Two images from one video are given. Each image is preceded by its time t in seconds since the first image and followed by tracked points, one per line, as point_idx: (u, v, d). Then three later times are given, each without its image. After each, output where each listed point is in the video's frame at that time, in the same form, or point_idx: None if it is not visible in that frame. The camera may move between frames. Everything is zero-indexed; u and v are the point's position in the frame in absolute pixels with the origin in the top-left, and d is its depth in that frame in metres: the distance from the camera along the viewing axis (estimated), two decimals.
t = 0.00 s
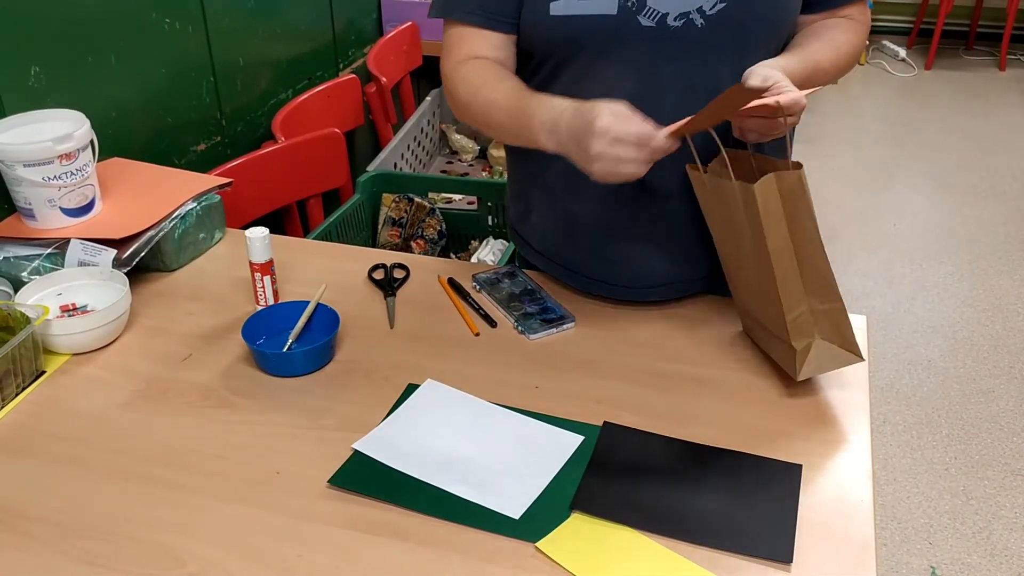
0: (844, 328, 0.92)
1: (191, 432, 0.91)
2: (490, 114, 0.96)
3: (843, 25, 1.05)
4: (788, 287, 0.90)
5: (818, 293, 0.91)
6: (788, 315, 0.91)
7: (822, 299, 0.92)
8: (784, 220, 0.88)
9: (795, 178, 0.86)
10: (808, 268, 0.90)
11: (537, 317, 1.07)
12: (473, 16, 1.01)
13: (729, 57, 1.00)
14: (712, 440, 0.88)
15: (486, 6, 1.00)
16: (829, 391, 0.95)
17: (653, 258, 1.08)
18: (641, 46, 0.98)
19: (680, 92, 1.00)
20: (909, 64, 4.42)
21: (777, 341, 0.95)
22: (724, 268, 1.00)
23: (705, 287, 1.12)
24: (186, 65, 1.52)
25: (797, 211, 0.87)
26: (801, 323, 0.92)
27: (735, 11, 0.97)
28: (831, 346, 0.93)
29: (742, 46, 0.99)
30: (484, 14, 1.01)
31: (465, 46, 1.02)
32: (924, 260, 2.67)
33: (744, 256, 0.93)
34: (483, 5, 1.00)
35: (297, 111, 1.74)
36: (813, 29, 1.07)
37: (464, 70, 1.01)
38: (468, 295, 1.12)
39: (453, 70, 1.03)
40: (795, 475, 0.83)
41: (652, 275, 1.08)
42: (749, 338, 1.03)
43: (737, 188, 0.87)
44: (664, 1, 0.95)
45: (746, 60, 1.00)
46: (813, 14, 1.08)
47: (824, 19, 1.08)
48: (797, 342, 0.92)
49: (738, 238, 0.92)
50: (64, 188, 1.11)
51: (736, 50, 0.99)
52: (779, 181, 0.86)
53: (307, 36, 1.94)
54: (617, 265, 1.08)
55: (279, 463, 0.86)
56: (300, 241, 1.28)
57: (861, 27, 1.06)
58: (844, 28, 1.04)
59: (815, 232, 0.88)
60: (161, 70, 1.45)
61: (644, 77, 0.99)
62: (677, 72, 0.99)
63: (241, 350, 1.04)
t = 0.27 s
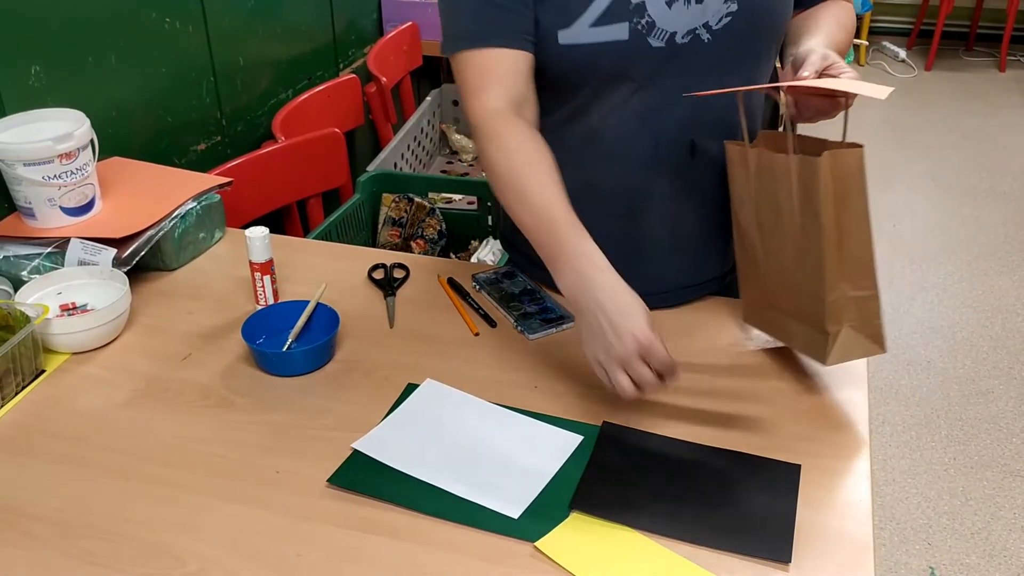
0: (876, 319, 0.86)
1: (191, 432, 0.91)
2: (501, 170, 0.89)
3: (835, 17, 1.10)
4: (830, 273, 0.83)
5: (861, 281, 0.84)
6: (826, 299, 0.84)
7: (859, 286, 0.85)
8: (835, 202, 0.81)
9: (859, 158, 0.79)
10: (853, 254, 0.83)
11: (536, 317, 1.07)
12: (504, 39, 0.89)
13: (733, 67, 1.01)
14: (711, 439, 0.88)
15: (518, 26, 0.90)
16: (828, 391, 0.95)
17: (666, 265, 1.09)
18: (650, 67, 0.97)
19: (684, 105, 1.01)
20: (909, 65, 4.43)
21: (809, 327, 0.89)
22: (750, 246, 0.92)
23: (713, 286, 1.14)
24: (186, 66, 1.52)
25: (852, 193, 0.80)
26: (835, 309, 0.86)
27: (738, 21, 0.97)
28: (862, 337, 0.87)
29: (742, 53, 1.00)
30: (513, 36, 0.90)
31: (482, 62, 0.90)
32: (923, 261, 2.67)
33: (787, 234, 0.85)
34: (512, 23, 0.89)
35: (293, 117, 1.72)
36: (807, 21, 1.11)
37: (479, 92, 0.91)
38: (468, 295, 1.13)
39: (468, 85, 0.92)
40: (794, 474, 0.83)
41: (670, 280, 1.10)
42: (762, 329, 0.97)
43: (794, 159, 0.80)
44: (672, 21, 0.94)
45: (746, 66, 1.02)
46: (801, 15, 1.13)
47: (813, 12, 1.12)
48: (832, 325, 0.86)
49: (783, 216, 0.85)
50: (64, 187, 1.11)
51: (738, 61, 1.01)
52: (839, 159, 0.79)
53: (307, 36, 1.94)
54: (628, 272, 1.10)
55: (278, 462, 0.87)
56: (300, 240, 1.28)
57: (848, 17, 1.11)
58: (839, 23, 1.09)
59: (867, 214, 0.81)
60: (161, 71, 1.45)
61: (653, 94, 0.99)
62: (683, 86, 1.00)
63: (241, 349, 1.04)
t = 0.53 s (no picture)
0: (924, 295, 0.93)
1: (191, 431, 0.91)
2: (543, 216, 0.90)
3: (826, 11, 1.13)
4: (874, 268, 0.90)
5: (898, 266, 0.92)
6: (878, 294, 0.91)
7: (902, 270, 0.92)
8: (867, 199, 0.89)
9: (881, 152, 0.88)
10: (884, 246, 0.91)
11: (536, 317, 1.08)
12: (534, 77, 0.87)
13: (744, 77, 1.02)
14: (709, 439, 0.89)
15: (545, 62, 0.87)
16: (826, 391, 0.95)
17: (678, 269, 1.11)
18: (675, 86, 0.98)
19: (703, 118, 1.02)
20: (908, 66, 4.43)
21: (858, 318, 0.96)
22: (781, 252, 0.99)
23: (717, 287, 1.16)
24: (186, 67, 1.52)
25: (880, 188, 0.89)
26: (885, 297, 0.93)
27: (750, 33, 0.99)
28: (913, 314, 0.94)
29: (752, 64, 1.02)
30: (543, 74, 0.87)
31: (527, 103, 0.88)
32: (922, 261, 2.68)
33: (824, 243, 0.92)
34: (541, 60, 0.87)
35: (291, 122, 1.71)
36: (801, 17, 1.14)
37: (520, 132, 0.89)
38: (468, 295, 1.13)
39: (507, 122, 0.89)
40: (791, 474, 0.84)
41: (683, 284, 1.12)
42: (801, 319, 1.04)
43: (821, 171, 0.87)
44: (690, 41, 0.96)
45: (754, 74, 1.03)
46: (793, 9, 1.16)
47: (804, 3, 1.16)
48: (888, 317, 0.93)
49: (814, 224, 0.92)
50: (65, 188, 1.12)
51: (749, 70, 1.02)
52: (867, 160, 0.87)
53: (308, 36, 1.95)
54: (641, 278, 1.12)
55: (277, 462, 0.87)
56: (301, 241, 1.28)
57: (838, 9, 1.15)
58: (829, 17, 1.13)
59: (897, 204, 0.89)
60: (161, 72, 1.46)
61: (675, 113, 1.01)
62: (700, 100, 1.01)
63: (241, 349, 1.05)
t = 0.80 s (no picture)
0: (923, 317, 0.92)
1: (190, 431, 0.92)
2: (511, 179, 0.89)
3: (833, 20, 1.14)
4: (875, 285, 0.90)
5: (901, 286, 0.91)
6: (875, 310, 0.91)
7: (902, 290, 0.91)
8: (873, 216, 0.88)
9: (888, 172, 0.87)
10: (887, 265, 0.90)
11: (535, 318, 1.08)
12: (509, 77, 0.91)
13: (740, 81, 1.02)
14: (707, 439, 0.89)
15: (518, 63, 0.91)
16: (824, 391, 0.95)
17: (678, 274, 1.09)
18: (665, 87, 0.98)
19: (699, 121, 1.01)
20: (908, 66, 4.43)
21: (856, 335, 0.95)
22: (783, 262, 0.99)
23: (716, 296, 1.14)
24: (186, 68, 1.52)
25: (886, 206, 0.88)
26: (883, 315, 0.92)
27: (747, 37, 0.98)
28: (910, 336, 0.93)
29: (750, 69, 1.01)
30: (507, 74, 0.91)
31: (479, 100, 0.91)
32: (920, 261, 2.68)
33: (828, 255, 0.93)
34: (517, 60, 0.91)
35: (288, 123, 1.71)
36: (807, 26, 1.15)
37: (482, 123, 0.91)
38: (467, 295, 1.13)
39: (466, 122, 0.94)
40: (789, 474, 0.84)
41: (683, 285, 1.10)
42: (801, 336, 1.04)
43: (830, 184, 0.88)
44: (682, 42, 0.95)
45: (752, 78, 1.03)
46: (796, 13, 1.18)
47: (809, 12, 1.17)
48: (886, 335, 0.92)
49: (818, 237, 0.92)
50: (65, 187, 1.12)
51: (747, 73, 1.02)
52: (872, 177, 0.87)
53: (307, 36, 1.95)
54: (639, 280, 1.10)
55: (275, 461, 0.87)
56: (300, 241, 1.29)
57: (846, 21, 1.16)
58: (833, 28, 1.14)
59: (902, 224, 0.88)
60: (161, 72, 1.46)
61: (667, 113, 1.00)
62: (695, 105, 1.00)
63: (240, 349, 1.05)
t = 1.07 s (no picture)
0: (912, 321, 0.92)
1: (190, 430, 0.92)
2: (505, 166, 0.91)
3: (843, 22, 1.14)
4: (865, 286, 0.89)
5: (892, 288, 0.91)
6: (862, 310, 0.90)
7: (892, 293, 0.91)
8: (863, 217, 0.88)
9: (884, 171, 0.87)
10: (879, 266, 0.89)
11: (534, 317, 1.08)
12: (497, 55, 0.91)
13: (743, 76, 1.01)
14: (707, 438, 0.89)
15: (516, 46, 0.92)
16: (823, 391, 0.96)
17: (676, 275, 1.09)
18: (664, 78, 0.98)
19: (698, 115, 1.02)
20: (908, 67, 4.44)
21: (846, 336, 0.95)
22: (775, 261, 0.99)
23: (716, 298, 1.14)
24: (185, 66, 1.52)
25: (880, 207, 0.88)
26: (872, 317, 0.91)
27: (750, 31, 0.97)
28: (900, 340, 0.93)
29: (752, 64, 1.01)
30: (506, 51, 0.91)
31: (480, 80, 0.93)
32: (919, 262, 2.68)
33: (818, 253, 0.92)
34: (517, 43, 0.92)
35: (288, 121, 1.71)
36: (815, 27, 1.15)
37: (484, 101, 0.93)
38: (466, 295, 1.13)
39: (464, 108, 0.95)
40: (789, 473, 0.84)
41: (681, 286, 1.10)
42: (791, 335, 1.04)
43: (819, 180, 0.87)
44: (683, 33, 0.95)
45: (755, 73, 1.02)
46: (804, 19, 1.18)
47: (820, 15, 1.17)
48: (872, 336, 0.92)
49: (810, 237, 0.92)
50: (65, 186, 1.12)
51: (751, 68, 1.01)
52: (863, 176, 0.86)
53: (307, 35, 1.95)
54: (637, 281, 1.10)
55: (275, 461, 0.87)
56: (300, 240, 1.29)
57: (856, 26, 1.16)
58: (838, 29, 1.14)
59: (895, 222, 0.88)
60: (160, 71, 1.46)
61: (666, 104, 1.00)
62: (695, 98, 1.00)
63: (240, 348, 1.05)
